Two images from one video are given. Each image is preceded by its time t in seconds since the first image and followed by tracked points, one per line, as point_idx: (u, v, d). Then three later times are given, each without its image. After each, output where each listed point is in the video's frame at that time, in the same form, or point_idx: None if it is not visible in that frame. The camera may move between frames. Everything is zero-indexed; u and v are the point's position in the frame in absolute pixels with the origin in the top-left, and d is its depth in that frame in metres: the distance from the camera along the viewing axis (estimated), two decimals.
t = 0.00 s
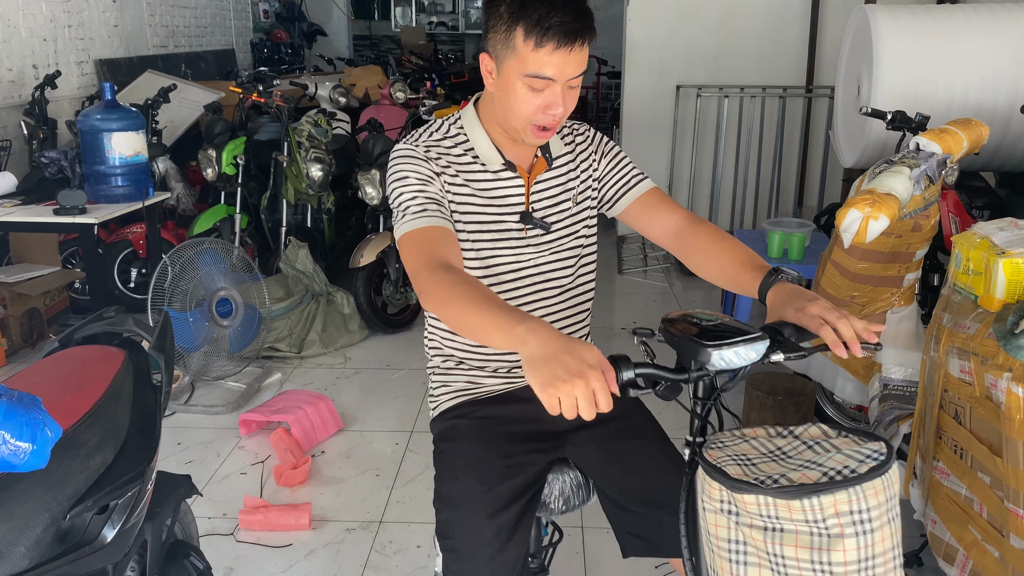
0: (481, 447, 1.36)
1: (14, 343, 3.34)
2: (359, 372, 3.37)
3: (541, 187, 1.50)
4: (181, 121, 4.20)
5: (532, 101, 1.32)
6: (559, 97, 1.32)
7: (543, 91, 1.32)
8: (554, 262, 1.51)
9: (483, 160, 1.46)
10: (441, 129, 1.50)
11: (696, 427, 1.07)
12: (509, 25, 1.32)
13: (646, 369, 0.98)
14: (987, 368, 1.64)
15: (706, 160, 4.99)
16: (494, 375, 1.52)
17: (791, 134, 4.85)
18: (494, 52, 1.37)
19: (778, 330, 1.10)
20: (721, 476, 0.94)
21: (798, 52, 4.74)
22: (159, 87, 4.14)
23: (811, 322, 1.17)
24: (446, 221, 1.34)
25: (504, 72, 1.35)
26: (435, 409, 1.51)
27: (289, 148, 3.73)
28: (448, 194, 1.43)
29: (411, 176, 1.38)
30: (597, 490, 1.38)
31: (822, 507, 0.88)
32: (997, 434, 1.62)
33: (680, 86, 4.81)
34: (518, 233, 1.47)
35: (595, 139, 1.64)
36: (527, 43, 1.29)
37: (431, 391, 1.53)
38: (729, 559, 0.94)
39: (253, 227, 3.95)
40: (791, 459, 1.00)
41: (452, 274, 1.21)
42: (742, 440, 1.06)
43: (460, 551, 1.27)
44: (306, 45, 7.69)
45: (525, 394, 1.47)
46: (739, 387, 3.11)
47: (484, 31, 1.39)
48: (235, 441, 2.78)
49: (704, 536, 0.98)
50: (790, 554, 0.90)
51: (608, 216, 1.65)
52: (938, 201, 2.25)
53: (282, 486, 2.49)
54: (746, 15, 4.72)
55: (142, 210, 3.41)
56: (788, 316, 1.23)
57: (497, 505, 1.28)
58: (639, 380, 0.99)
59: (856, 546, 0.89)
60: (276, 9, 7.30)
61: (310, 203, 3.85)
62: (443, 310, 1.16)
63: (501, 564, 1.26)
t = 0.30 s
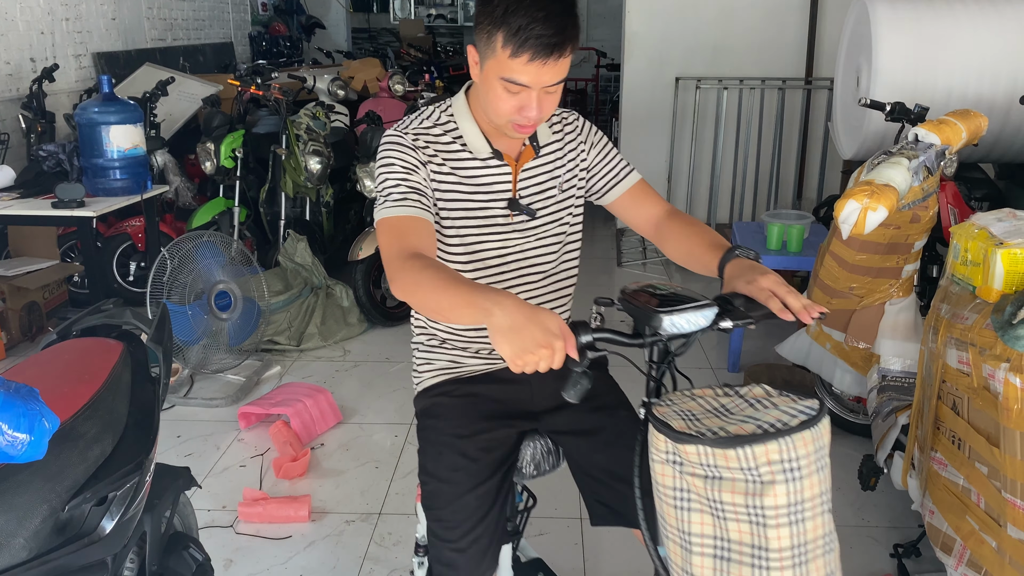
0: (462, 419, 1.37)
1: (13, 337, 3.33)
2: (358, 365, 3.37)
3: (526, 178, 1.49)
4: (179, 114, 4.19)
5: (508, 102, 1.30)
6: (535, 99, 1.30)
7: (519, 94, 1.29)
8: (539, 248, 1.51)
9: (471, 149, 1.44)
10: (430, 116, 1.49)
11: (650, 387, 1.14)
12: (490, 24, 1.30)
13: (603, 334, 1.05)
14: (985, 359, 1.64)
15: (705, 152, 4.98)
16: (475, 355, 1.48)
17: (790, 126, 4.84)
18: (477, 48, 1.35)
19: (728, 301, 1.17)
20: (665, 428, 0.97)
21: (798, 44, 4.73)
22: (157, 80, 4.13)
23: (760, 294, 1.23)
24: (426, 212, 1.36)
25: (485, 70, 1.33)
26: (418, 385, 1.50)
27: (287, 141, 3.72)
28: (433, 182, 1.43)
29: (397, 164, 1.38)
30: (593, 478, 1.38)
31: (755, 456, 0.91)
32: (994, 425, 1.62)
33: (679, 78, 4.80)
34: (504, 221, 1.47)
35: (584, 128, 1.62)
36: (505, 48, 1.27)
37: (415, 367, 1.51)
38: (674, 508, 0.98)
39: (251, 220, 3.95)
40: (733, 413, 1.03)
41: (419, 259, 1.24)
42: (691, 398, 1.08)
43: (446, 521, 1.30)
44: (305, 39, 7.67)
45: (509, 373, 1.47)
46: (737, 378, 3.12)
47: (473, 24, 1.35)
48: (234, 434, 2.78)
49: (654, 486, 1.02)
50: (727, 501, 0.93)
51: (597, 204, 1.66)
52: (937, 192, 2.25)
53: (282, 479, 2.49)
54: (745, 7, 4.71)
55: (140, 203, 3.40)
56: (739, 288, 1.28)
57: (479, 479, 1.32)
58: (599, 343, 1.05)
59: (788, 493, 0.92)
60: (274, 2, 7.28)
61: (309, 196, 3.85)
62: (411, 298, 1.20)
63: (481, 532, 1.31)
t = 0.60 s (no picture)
0: (437, 400, 1.45)
1: (13, 330, 3.34)
2: (357, 358, 3.38)
3: (494, 168, 1.51)
4: (178, 107, 4.19)
5: (467, 100, 1.32)
6: (493, 96, 1.32)
7: (476, 92, 1.32)
8: (509, 233, 1.54)
9: (438, 143, 1.46)
10: (400, 111, 1.49)
11: (605, 352, 1.24)
12: (443, 26, 1.32)
13: (562, 303, 1.12)
14: (982, 351, 1.64)
15: (704, 144, 4.97)
16: (451, 333, 1.53)
17: (789, 118, 4.84)
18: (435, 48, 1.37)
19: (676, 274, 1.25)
20: (616, 387, 1.09)
21: (797, 36, 4.72)
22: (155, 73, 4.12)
23: (707, 265, 1.31)
24: (397, 203, 1.39)
25: (444, 69, 1.35)
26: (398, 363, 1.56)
27: (285, 134, 3.71)
28: (403, 175, 1.45)
29: (368, 158, 1.40)
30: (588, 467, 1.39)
31: (695, 408, 1.03)
32: (990, 416, 1.62)
33: (678, 71, 4.79)
34: (473, 210, 1.49)
35: (553, 117, 1.63)
36: (458, 53, 1.29)
37: (395, 346, 1.56)
38: (625, 460, 1.09)
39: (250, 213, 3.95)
40: (678, 373, 1.16)
41: (386, 245, 1.31)
42: (641, 360, 1.23)
43: (421, 493, 1.41)
44: (303, 31, 7.63)
45: (485, 348, 1.52)
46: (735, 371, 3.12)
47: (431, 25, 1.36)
48: (234, 427, 2.79)
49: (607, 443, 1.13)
50: (672, 449, 1.04)
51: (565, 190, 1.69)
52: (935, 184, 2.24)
53: (282, 471, 2.50)
54: None
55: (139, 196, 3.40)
56: (687, 262, 1.37)
57: (450, 453, 1.41)
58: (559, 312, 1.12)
59: (726, 440, 1.04)
60: None
61: (308, 189, 3.85)
62: (385, 280, 1.28)
63: (451, 500, 1.41)
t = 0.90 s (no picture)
0: (415, 381, 1.49)
1: (12, 324, 3.34)
2: (357, 351, 3.38)
3: (469, 163, 1.57)
4: (176, 101, 4.17)
5: (443, 91, 1.39)
6: (466, 85, 1.38)
7: (450, 81, 1.38)
8: (484, 226, 1.60)
9: (415, 136, 1.52)
10: (379, 105, 1.56)
11: (576, 330, 1.30)
12: (413, 17, 1.38)
13: (535, 287, 1.17)
14: (982, 344, 1.64)
15: (704, 138, 4.96)
16: (431, 317, 1.59)
17: (789, 111, 4.82)
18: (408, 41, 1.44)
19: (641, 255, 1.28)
20: (588, 362, 1.16)
21: (797, 30, 4.70)
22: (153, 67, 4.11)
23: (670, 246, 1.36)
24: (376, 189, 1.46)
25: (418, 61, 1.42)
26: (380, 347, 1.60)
27: (285, 128, 3.71)
28: (382, 165, 1.51)
29: (347, 148, 1.48)
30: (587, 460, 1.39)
31: (663, 379, 1.10)
32: (990, 410, 1.62)
33: (678, 64, 4.78)
34: (449, 202, 1.55)
35: (530, 115, 1.68)
36: (430, 39, 1.36)
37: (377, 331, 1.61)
38: (598, 431, 1.17)
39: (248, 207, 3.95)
40: (645, 347, 1.23)
41: (366, 229, 1.37)
42: (611, 337, 1.29)
43: (397, 470, 1.44)
44: (302, 25, 7.59)
45: (475, 340, 1.55)
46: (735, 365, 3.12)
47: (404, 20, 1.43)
48: (234, 421, 2.79)
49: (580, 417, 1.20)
50: (641, 419, 1.12)
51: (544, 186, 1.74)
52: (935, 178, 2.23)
53: (281, 465, 2.50)
54: None
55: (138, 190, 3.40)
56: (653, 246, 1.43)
57: (428, 428, 1.45)
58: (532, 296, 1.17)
59: (693, 409, 1.11)
60: None
61: (307, 183, 3.84)
62: (365, 262, 1.34)
63: (424, 475, 1.44)
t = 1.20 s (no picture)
0: (419, 378, 1.49)
1: (11, 319, 3.32)
2: (356, 347, 3.38)
3: (460, 154, 1.56)
4: (175, 95, 4.15)
5: (428, 79, 1.39)
6: (451, 74, 1.38)
7: (435, 71, 1.38)
8: (476, 218, 1.59)
9: (404, 127, 1.52)
10: (369, 98, 1.55)
11: (581, 326, 1.29)
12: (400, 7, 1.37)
13: (538, 280, 1.15)
14: (986, 339, 1.63)
15: (704, 133, 4.94)
16: (431, 315, 1.58)
17: (790, 107, 4.81)
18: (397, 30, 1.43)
19: (649, 253, 1.25)
20: (590, 358, 1.15)
21: (798, 24, 4.69)
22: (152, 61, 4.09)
23: (677, 245, 1.35)
24: (366, 181, 1.45)
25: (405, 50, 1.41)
26: (381, 346, 1.60)
27: (284, 122, 3.72)
28: (372, 157, 1.51)
29: (337, 140, 1.46)
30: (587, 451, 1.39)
31: (666, 377, 1.10)
32: (993, 405, 1.62)
33: (678, 59, 4.77)
34: (440, 193, 1.54)
35: (522, 108, 1.67)
36: (416, 27, 1.35)
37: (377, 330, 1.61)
38: (600, 428, 1.16)
39: (248, 202, 3.95)
40: (649, 344, 1.22)
41: (362, 224, 1.37)
42: (615, 334, 1.28)
43: (402, 465, 1.43)
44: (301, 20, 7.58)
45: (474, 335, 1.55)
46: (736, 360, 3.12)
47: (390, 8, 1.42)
48: (233, 416, 2.78)
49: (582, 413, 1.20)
50: (643, 416, 1.12)
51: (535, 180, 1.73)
52: (937, 172, 2.22)
53: (281, 461, 2.49)
54: None
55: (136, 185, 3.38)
56: (660, 240, 1.40)
57: (434, 429, 1.45)
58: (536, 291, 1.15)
59: (695, 407, 1.11)
60: None
61: (306, 177, 3.84)
62: (359, 256, 1.34)
63: (433, 476, 1.43)
